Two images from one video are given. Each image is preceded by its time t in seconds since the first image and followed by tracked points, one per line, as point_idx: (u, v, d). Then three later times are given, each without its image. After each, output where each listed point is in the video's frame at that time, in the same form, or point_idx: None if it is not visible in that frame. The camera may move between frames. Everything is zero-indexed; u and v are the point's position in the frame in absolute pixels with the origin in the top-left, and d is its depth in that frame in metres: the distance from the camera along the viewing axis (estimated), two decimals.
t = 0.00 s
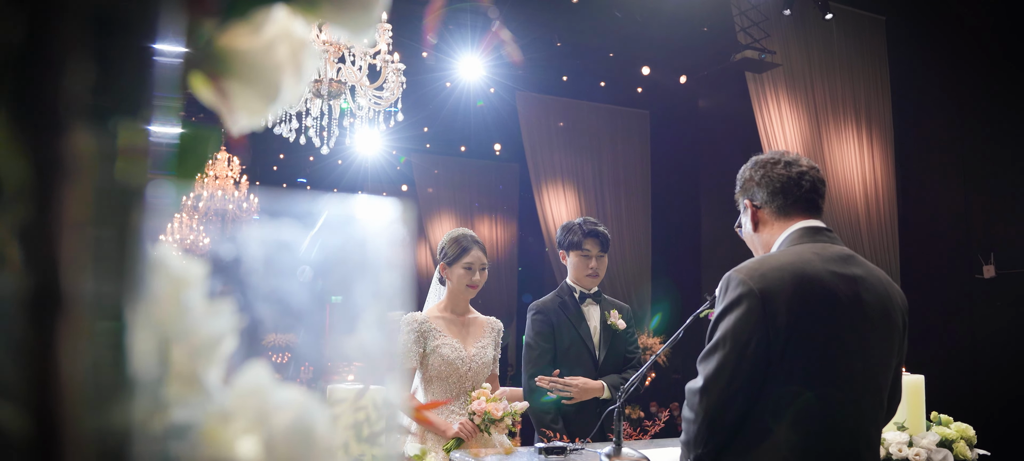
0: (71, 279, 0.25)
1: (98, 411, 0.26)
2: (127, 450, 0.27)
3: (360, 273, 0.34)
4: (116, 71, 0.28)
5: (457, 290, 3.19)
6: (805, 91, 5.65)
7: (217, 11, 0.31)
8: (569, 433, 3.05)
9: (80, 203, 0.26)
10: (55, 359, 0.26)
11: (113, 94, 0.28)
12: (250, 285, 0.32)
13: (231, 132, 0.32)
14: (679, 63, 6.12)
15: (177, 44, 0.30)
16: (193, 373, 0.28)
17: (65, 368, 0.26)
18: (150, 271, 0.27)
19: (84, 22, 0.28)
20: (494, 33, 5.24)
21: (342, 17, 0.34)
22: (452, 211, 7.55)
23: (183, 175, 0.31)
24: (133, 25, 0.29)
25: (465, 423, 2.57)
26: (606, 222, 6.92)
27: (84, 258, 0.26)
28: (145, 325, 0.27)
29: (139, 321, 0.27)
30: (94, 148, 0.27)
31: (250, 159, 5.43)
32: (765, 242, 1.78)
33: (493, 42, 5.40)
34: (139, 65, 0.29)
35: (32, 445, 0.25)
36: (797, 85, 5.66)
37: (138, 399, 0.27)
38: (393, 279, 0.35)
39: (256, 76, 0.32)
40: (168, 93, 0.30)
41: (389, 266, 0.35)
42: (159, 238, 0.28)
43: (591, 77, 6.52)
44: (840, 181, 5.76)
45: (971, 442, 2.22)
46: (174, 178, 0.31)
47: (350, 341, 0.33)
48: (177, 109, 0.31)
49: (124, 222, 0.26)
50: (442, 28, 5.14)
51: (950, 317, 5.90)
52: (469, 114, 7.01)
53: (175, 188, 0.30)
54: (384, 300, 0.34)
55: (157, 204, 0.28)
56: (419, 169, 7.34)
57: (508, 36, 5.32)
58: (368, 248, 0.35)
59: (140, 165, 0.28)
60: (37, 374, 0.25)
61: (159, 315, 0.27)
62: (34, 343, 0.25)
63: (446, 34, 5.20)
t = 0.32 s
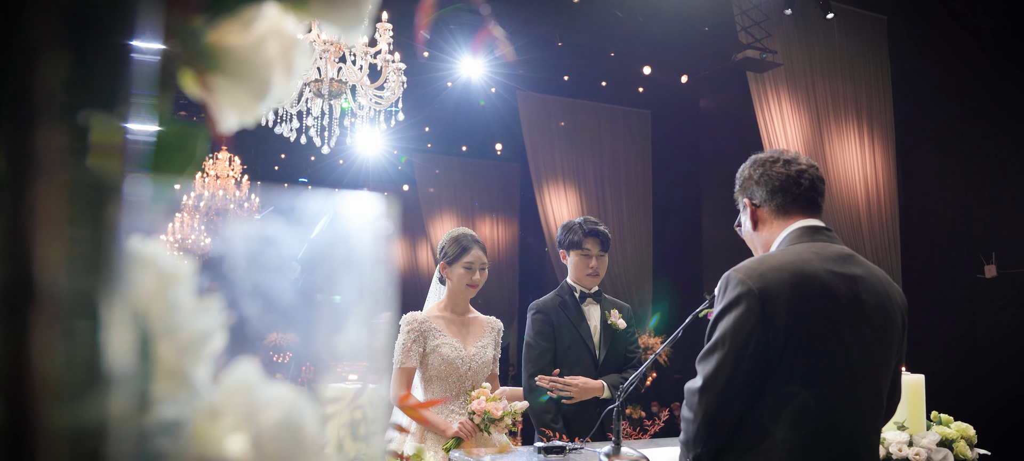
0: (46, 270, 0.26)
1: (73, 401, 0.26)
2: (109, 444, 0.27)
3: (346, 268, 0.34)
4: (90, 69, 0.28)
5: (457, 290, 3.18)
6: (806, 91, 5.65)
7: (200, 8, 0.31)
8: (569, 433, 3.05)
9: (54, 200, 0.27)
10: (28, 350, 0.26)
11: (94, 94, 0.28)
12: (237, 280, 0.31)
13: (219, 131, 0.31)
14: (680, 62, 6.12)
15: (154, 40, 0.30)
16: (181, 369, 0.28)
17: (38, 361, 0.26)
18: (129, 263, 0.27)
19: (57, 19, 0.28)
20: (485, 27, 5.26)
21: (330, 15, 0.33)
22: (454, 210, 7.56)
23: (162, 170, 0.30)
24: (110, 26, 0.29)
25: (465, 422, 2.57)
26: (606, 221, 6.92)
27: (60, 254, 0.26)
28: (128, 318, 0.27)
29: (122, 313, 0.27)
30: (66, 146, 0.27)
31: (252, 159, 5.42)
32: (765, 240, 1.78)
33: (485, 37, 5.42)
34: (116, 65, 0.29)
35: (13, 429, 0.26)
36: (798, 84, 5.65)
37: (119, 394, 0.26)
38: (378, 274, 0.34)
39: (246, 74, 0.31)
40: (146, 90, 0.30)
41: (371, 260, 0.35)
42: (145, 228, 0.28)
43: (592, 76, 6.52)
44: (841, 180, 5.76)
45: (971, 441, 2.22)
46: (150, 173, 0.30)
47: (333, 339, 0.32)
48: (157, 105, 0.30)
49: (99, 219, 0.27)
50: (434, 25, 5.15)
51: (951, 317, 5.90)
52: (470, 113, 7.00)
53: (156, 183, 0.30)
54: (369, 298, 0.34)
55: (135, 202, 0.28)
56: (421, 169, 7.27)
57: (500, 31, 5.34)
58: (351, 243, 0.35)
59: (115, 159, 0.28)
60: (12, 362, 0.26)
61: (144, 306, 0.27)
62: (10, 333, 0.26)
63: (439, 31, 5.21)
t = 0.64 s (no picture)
0: (16, 261, 0.25)
1: (44, 388, 0.25)
2: (87, 437, 0.26)
3: (327, 262, 0.34)
4: (62, 62, 0.28)
5: (457, 289, 3.18)
6: (807, 90, 5.64)
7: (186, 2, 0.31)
8: (569, 432, 3.05)
9: (21, 197, 0.26)
10: None
11: (63, 90, 0.28)
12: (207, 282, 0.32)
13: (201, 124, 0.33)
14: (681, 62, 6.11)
15: (129, 35, 0.31)
16: (165, 364, 0.29)
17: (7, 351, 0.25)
18: (104, 259, 0.27)
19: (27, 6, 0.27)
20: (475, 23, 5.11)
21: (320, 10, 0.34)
22: (456, 210, 7.58)
23: (141, 164, 0.31)
24: (91, 24, 0.29)
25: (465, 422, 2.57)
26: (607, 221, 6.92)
27: (28, 252, 0.25)
28: (103, 306, 0.27)
29: (96, 306, 0.27)
30: (37, 139, 0.27)
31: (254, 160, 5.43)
32: (763, 238, 1.77)
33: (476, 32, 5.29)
34: (93, 62, 0.29)
35: None
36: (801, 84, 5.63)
37: (93, 386, 0.26)
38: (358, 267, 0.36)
39: (233, 69, 0.33)
40: (120, 89, 0.30)
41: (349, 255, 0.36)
42: (124, 218, 0.29)
43: (594, 76, 6.52)
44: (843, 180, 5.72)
45: (971, 441, 2.22)
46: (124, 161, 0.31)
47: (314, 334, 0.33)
48: (133, 100, 0.31)
49: (66, 220, 0.26)
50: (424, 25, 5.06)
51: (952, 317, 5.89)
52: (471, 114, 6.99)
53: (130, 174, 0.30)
54: (349, 290, 0.34)
55: (110, 198, 0.28)
56: (423, 169, 7.35)
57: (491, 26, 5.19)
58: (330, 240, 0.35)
59: (86, 152, 0.28)
60: None
61: (126, 300, 0.28)
62: None
63: (431, 31, 5.13)
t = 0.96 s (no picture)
0: None
1: (19, 376, 0.27)
2: (62, 430, 0.27)
3: (312, 258, 0.33)
4: (34, 60, 0.30)
5: (457, 289, 3.18)
6: (808, 90, 5.63)
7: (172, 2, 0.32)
8: (569, 431, 3.05)
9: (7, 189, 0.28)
10: None
11: (39, 85, 0.30)
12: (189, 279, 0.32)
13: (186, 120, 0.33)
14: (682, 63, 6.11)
15: (103, 32, 0.31)
16: (153, 360, 0.29)
17: None
18: (76, 252, 0.28)
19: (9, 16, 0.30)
20: (467, 21, 5.06)
21: (308, 7, 0.34)
22: (457, 209, 7.58)
23: (124, 159, 0.32)
24: (67, 23, 0.30)
25: (465, 421, 2.56)
26: (608, 221, 6.93)
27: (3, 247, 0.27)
28: (78, 299, 0.28)
29: (70, 301, 0.28)
30: (10, 127, 0.29)
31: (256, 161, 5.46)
32: (762, 238, 1.77)
33: (468, 30, 5.23)
34: (67, 61, 0.30)
35: None
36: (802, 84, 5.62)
37: (70, 377, 0.27)
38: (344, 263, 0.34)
39: (222, 63, 0.32)
40: (96, 86, 0.31)
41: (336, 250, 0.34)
42: (106, 210, 0.30)
43: (595, 76, 6.53)
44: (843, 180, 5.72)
45: (972, 440, 2.21)
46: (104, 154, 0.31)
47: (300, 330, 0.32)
48: (111, 98, 0.32)
49: (37, 213, 0.28)
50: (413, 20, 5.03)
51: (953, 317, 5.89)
52: (473, 114, 7.00)
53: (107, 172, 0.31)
54: (329, 289, 0.32)
55: (86, 189, 0.29)
56: (424, 169, 7.36)
57: (482, 23, 5.13)
58: (306, 235, 0.34)
59: (58, 143, 0.29)
60: None
61: (109, 294, 0.28)
62: None
63: (424, 29, 5.11)
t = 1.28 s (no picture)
0: None
1: None
2: (36, 428, 0.28)
3: (295, 252, 0.33)
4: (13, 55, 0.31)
5: (457, 288, 3.17)
6: (810, 90, 5.62)
7: None
8: (569, 430, 3.04)
9: None
10: None
11: (15, 83, 0.31)
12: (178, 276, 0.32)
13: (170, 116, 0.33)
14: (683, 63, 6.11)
15: (79, 28, 0.32)
16: (139, 356, 0.29)
17: None
18: (56, 247, 0.29)
19: None
20: (457, 15, 4.96)
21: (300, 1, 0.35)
22: (459, 209, 7.57)
23: (117, 152, 0.32)
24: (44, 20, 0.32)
25: (465, 421, 2.53)
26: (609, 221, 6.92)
27: None
28: (53, 293, 0.29)
29: (44, 300, 0.29)
30: None
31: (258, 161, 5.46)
32: (761, 237, 1.77)
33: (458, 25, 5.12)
34: (44, 56, 0.31)
35: None
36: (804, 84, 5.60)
37: (44, 369, 0.28)
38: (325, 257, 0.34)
39: (213, 58, 0.32)
40: (73, 81, 0.32)
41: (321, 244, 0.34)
42: (90, 205, 0.31)
43: (596, 76, 6.52)
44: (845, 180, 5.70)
45: (972, 440, 2.20)
46: (80, 148, 0.32)
47: (285, 326, 0.33)
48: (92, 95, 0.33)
49: (10, 208, 0.29)
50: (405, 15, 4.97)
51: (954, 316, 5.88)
52: (474, 114, 6.98)
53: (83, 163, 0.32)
54: (314, 285, 0.33)
55: (63, 185, 0.31)
56: (425, 168, 7.34)
57: (474, 19, 5.02)
58: (290, 232, 0.34)
59: (37, 136, 0.31)
60: None
61: (96, 290, 0.29)
62: None
63: (422, 27, 5.10)
